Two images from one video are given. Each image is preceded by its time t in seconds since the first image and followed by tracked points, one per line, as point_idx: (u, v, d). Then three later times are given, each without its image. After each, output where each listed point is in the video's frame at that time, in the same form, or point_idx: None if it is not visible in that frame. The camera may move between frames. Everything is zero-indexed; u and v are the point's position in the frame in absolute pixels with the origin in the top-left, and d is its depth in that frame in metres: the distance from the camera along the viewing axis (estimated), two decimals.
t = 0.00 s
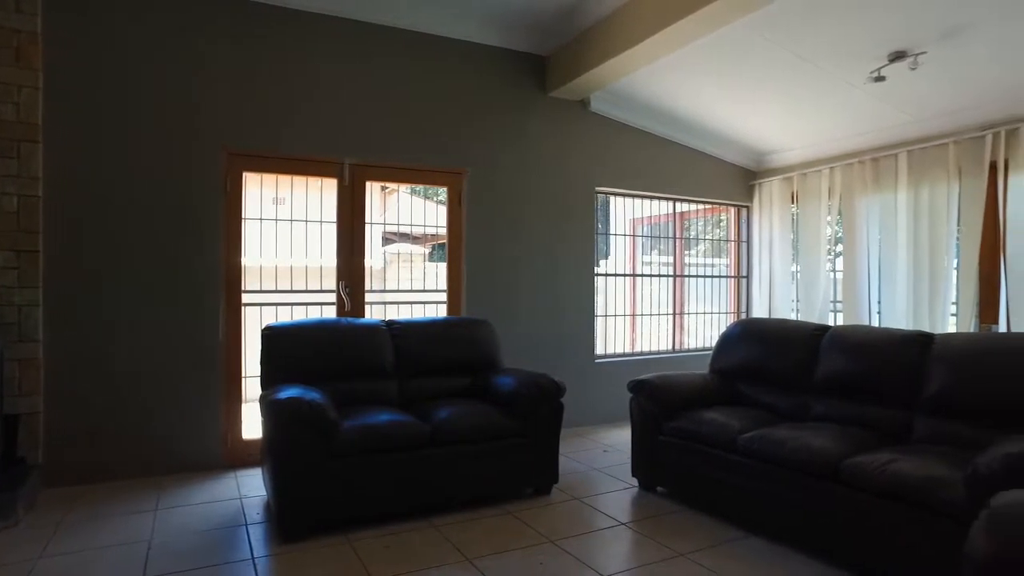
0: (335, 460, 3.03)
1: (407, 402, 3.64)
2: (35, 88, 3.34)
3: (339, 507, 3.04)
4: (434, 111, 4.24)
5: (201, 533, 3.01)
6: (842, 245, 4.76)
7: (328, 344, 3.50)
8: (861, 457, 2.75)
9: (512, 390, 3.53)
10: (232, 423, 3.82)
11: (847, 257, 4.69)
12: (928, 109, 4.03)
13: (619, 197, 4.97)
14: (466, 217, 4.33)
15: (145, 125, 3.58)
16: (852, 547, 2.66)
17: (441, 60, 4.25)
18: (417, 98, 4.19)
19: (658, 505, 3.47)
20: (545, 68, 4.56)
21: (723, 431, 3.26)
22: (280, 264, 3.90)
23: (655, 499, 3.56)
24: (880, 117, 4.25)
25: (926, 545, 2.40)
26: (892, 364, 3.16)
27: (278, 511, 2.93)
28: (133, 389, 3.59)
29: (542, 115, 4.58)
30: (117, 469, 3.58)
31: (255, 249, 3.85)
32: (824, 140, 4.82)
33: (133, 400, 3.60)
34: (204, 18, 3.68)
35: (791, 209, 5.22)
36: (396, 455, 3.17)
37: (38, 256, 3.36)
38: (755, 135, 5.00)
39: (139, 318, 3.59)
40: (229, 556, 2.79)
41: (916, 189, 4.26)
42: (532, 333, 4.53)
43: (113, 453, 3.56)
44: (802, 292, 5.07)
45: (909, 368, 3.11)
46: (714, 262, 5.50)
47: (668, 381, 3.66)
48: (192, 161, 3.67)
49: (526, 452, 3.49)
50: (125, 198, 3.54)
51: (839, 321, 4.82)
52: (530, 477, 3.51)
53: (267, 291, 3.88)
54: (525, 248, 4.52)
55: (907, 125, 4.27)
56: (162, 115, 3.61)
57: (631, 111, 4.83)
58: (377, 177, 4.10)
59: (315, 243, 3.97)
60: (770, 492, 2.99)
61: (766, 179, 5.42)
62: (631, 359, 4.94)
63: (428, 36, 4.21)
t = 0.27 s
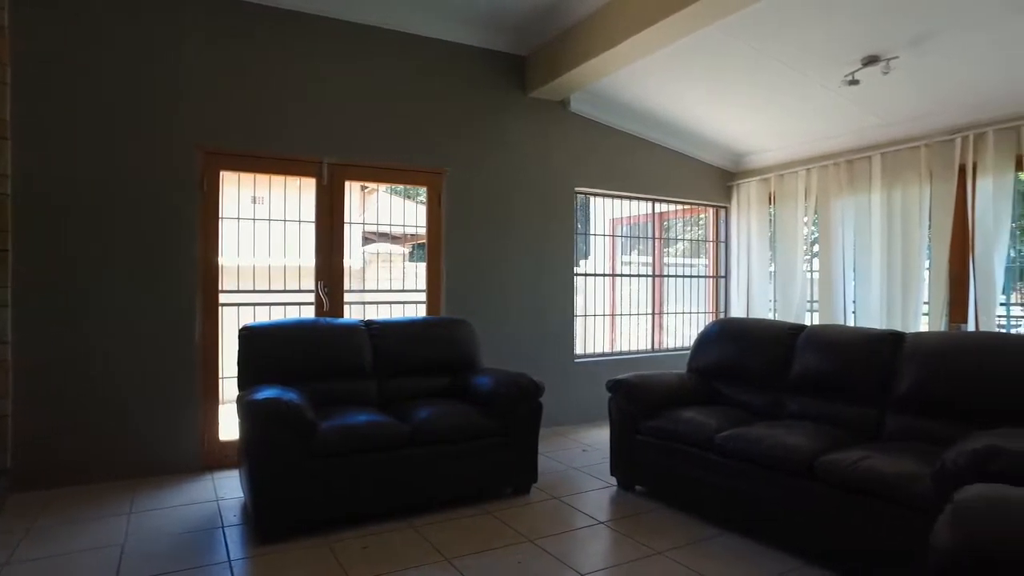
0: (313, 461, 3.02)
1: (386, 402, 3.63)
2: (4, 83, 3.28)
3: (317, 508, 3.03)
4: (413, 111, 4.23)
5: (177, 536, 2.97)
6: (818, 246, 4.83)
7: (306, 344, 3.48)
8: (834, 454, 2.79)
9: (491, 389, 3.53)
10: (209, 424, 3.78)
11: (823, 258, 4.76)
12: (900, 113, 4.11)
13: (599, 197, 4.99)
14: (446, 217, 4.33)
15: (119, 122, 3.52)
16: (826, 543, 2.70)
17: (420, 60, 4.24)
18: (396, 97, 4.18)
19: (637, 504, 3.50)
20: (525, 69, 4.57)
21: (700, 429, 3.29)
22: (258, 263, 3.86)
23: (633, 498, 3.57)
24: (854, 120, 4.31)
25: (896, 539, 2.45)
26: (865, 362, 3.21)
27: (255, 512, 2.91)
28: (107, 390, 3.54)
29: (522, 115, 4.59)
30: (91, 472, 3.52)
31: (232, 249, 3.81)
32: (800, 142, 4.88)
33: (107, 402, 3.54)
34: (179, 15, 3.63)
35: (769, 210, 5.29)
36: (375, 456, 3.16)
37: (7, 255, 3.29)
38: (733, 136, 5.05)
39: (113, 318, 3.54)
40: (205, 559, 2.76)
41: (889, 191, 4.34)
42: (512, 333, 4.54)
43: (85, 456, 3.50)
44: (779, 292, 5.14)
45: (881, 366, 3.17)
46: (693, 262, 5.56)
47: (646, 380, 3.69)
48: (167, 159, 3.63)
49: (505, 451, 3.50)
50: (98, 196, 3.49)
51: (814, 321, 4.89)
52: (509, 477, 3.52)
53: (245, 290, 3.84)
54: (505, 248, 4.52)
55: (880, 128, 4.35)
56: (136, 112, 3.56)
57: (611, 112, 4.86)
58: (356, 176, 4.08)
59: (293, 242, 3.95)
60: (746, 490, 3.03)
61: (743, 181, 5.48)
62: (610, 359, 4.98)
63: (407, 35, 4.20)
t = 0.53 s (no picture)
0: (290, 462, 3.00)
1: (364, 402, 3.62)
2: None
3: (294, 509, 3.01)
4: (392, 110, 4.22)
5: (151, 540, 2.93)
6: (793, 247, 4.90)
7: (283, 344, 3.45)
8: (806, 451, 2.84)
9: (469, 389, 3.54)
10: (184, 426, 3.74)
11: (798, 258, 4.82)
12: (873, 116, 4.18)
13: (578, 198, 5.02)
14: (425, 217, 4.32)
15: (91, 120, 3.47)
16: (798, 539, 2.75)
17: (399, 60, 4.23)
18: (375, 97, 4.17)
19: (614, 502, 3.52)
20: (504, 69, 4.58)
21: (676, 428, 3.32)
22: (235, 263, 3.83)
23: (611, 496, 3.60)
24: (829, 122, 4.38)
25: (866, 534, 2.50)
26: (837, 361, 3.27)
27: (231, 514, 2.89)
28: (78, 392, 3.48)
29: (501, 116, 4.60)
30: (62, 476, 3.46)
31: (208, 249, 3.77)
32: (776, 144, 4.94)
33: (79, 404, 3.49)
34: (153, 11, 3.58)
35: (746, 210, 5.35)
36: (353, 456, 3.15)
37: None
38: (710, 137, 5.10)
39: (85, 318, 3.48)
40: (179, 562, 2.73)
41: (863, 193, 4.41)
42: (491, 333, 4.55)
43: (56, 459, 3.44)
44: (755, 292, 5.20)
45: (852, 365, 3.22)
46: (672, 262, 5.60)
47: (623, 379, 3.71)
48: (141, 158, 3.58)
49: (483, 451, 3.50)
50: (69, 195, 3.43)
51: (790, 320, 4.96)
52: (487, 476, 3.53)
53: (221, 290, 3.81)
54: (484, 248, 4.53)
55: (853, 131, 4.42)
56: (109, 109, 3.50)
57: (590, 112, 4.88)
58: (334, 176, 4.06)
59: (270, 242, 3.92)
60: (721, 487, 3.07)
61: (721, 182, 5.54)
62: (589, 358, 5.00)
63: (386, 34, 4.19)
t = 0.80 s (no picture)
0: (268, 463, 2.97)
1: (343, 402, 3.60)
2: None
3: (271, 511, 2.98)
4: (372, 109, 4.20)
5: (125, 542, 2.89)
6: (772, 248, 4.96)
7: (260, 344, 3.42)
8: (782, 449, 2.87)
9: (448, 389, 3.54)
10: (159, 427, 3.69)
11: (776, 258, 4.88)
12: (848, 119, 4.24)
13: (559, 198, 5.03)
14: (405, 217, 4.31)
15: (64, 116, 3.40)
16: (774, 535, 2.78)
17: (379, 58, 4.21)
18: (355, 95, 4.15)
19: (593, 500, 3.54)
20: (485, 69, 4.58)
21: (654, 426, 3.34)
22: (212, 262, 3.79)
23: (590, 495, 3.60)
24: (806, 124, 4.44)
25: (840, 530, 2.54)
26: (811, 360, 3.31)
27: (208, 516, 2.85)
28: (49, 394, 3.41)
29: (481, 115, 4.60)
30: (32, 479, 3.39)
31: (184, 247, 3.73)
32: (754, 146, 5.00)
33: (50, 406, 3.41)
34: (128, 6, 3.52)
35: (724, 211, 5.41)
36: (331, 456, 3.13)
37: None
38: (690, 138, 5.15)
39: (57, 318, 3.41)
40: (154, 565, 2.69)
41: (839, 194, 4.48)
42: (471, 332, 4.55)
43: (26, 462, 3.36)
44: (734, 292, 5.26)
45: (827, 363, 3.27)
46: (652, 262, 5.64)
47: (602, 378, 3.72)
48: (116, 155, 3.52)
49: (462, 450, 3.50)
50: (41, 192, 3.36)
51: (768, 320, 5.01)
52: (467, 476, 3.53)
53: (199, 290, 3.76)
54: (464, 248, 4.53)
55: (829, 133, 4.48)
56: (82, 105, 3.43)
57: (570, 112, 4.90)
58: (313, 175, 4.04)
59: (249, 241, 3.88)
60: (698, 485, 3.09)
61: (700, 182, 5.59)
62: (569, 358, 5.02)
63: (366, 33, 4.17)
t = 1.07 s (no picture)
0: (241, 464, 2.94)
1: (318, 402, 3.58)
2: None
3: (244, 512, 2.95)
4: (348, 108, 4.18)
5: (94, 547, 2.84)
6: (746, 248, 5.02)
7: (233, 344, 3.39)
8: (753, 446, 2.91)
9: (424, 389, 3.54)
10: (130, 429, 3.63)
11: (751, 258, 4.95)
12: (819, 121, 4.31)
13: (536, 198, 5.05)
14: (381, 216, 4.30)
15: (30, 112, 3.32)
16: (745, 531, 2.82)
17: (354, 57, 4.19)
18: (331, 94, 4.12)
19: (569, 499, 3.55)
20: (462, 69, 4.58)
21: (629, 424, 3.36)
22: (185, 262, 3.74)
23: (566, 493, 3.62)
24: (779, 126, 4.50)
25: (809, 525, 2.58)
26: (782, 358, 3.36)
27: (179, 518, 2.82)
28: (15, 396, 3.33)
29: (459, 115, 4.60)
30: None
31: (156, 247, 3.67)
32: (728, 147, 5.06)
33: (16, 408, 3.34)
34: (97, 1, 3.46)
35: (700, 212, 5.47)
36: (305, 457, 3.11)
37: None
38: (666, 139, 5.19)
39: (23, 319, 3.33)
40: (124, 569, 2.65)
41: (811, 195, 4.55)
42: (448, 332, 4.55)
43: None
44: (710, 292, 5.31)
45: (797, 362, 3.32)
46: (629, 262, 5.69)
47: (578, 377, 3.73)
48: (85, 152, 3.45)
49: (438, 449, 3.50)
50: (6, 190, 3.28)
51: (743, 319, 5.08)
52: (443, 476, 3.53)
53: (171, 290, 3.72)
54: (441, 247, 4.53)
55: (801, 135, 4.55)
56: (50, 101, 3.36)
57: (547, 113, 4.91)
58: (288, 174, 4.00)
59: (222, 240, 3.84)
60: (672, 483, 3.12)
61: (676, 183, 5.65)
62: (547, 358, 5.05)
63: (342, 31, 4.14)
